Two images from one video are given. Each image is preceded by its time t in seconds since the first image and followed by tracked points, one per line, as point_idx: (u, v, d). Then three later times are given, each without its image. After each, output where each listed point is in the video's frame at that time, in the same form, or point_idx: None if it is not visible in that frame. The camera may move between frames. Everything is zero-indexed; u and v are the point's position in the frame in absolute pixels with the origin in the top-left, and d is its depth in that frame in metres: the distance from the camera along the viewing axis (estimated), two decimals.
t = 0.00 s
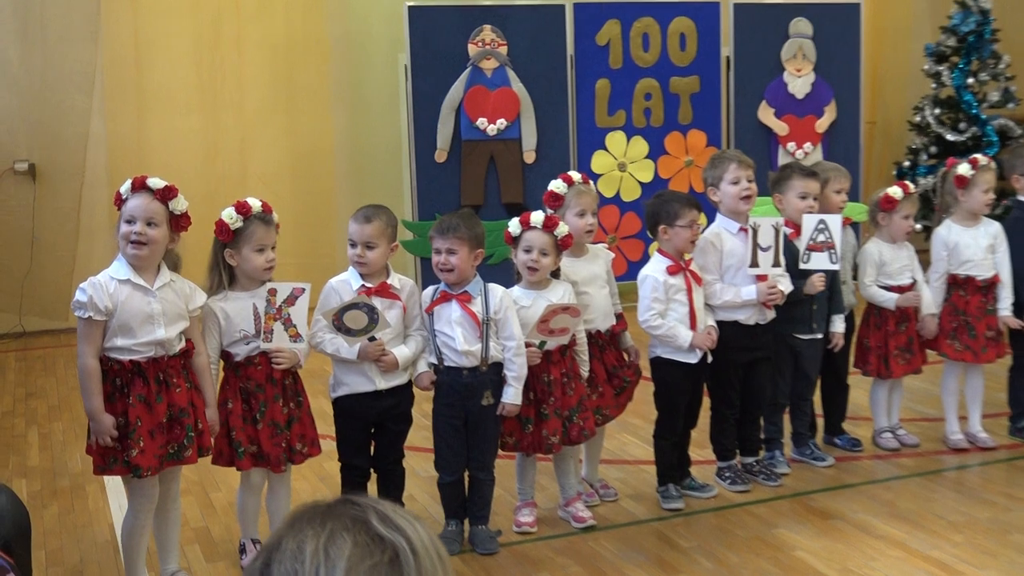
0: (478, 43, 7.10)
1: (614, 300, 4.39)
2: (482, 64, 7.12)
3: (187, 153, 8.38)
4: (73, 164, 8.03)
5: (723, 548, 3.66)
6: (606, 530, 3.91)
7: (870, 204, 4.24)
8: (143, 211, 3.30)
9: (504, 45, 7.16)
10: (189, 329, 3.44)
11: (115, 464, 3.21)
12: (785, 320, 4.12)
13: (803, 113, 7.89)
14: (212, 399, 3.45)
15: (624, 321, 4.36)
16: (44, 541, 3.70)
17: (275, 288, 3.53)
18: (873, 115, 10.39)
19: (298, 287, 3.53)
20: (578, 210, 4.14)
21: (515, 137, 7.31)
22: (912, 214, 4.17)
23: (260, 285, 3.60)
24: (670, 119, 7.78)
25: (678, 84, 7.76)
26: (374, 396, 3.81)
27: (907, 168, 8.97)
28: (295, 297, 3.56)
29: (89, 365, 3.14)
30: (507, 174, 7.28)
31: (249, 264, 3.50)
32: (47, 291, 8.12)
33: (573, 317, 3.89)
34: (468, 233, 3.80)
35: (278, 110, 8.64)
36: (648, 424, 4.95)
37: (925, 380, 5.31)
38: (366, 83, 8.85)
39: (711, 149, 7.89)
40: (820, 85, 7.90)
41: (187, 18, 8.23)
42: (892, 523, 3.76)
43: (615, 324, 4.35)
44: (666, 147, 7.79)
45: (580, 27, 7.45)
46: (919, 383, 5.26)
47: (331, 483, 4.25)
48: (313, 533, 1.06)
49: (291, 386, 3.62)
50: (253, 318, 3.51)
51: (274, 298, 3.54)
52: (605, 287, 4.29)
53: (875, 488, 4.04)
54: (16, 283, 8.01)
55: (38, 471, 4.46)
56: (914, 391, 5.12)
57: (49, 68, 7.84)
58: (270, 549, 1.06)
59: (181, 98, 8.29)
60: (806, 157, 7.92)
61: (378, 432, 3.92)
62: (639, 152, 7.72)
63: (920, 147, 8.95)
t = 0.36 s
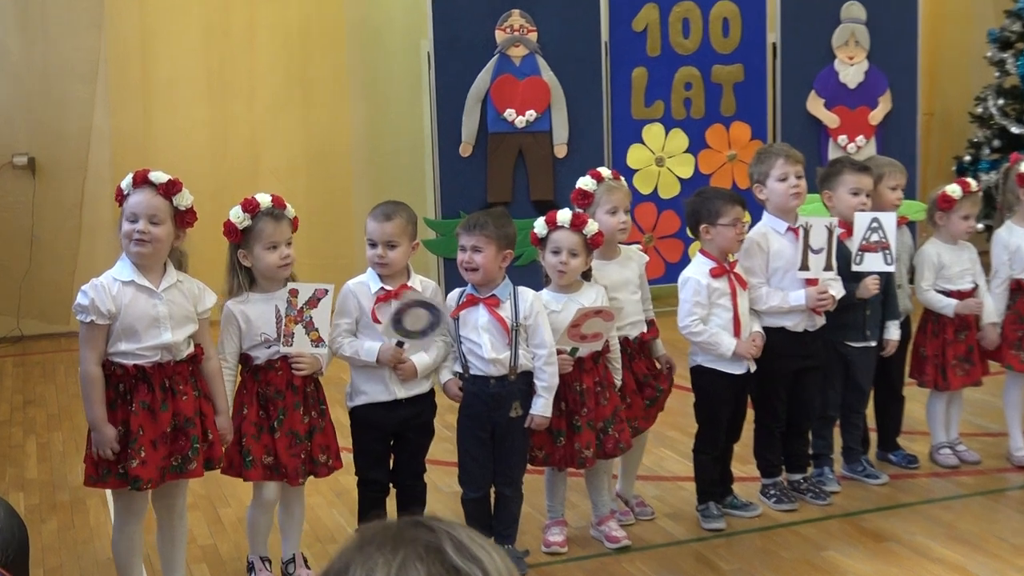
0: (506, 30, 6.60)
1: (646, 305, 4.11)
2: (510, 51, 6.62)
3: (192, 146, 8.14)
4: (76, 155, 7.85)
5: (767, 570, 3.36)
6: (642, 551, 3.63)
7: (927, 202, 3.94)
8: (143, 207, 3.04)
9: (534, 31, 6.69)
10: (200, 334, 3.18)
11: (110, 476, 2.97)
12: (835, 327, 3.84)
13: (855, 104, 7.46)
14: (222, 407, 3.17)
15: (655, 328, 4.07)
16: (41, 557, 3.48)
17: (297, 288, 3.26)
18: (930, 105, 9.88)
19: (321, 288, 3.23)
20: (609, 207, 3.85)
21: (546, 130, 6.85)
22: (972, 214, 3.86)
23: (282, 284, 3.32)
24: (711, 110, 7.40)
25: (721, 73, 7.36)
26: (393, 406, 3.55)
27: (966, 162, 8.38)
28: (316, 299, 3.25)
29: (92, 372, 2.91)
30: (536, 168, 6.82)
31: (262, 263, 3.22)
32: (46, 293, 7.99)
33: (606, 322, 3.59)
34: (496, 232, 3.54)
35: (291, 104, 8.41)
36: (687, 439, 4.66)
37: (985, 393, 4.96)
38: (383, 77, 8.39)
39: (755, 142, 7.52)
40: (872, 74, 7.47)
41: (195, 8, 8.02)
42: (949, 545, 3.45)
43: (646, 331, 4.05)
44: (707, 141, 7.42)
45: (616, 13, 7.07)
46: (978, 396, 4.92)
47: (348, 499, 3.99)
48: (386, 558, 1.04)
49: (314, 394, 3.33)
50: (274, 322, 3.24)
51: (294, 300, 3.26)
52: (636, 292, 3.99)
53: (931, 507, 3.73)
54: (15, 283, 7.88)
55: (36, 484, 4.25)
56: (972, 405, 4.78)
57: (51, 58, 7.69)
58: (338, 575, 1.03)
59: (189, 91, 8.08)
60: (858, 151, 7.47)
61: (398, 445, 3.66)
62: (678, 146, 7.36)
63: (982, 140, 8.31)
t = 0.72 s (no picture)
0: (524, 6, 6.25)
1: (674, 303, 3.87)
2: (528, 30, 6.28)
3: (190, 131, 7.89)
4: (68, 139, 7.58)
5: None
6: (667, 563, 3.39)
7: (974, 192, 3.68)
8: (143, 196, 2.82)
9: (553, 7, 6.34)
10: (201, 329, 2.94)
11: (106, 480, 2.75)
12: (874, 325, 3.58)
13: (897, 86, 7.09)
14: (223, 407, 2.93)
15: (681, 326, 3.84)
16: (26, 568, 3.27)
17: (285, 274, 2.97)
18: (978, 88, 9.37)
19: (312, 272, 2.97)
20: (635, 196, 3.63)
21: (566, 113, 6.50)
22: None
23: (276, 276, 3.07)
24: (742, 92, 7.08)
25: (753, 53, 7.04)
26: (404, 409, 3.30)
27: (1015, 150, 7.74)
28: (308, 284, 2.99)
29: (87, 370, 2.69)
30: (554, 153, 6.47)
31: (249, 255, 2.98)
32: (35, 290, 7.71)
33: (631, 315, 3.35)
34: (516, 224, 3.30)
35: (294, 87, 8.16)
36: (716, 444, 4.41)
37: None
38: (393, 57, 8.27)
39: (789, 128, 7.20)
40: (916, 54, 7.09)
41: None
42: (996, 560, 3.20)
43: (670, 330, 3.79)
44: (738, 126, 7.13)
45: None
46: None
47: (353, 507, 3.77)
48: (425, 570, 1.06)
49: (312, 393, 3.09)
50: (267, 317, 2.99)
51: (283, 287, 2.98)
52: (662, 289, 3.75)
53: (976, 518, 3.47)
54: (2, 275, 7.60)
55: (22, 489, 4.06)
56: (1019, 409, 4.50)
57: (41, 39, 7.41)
58: None
59: (187, 75, 7.84)
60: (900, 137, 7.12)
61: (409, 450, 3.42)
62: (707, 132, 7.07)
63: None
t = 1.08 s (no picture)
0: None
1: (683, 296, 3.83)
2: (532, 21, 6.26)
3: (191, 123, 7.87)
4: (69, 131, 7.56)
5: None
6: (670, 558, 3.38)
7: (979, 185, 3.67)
8: (142, 189, 2.80)
9: None
10: (202, 320, 2.91)
11: (112, 474, 2.73)
12: (880, 319, 3.54)
13: (904, 79, 7.07)
14: (224, 398, 2.91)
15: (692, 321, 3.80)
16: (29, 559, 3.26)
17: (287, 270, 3.02)
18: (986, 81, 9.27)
19: (315, 271, 3.02)
20: (645, 187, 3.62)
21: (570, 106, 6.45)
22: None
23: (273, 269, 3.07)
24: (748, 86, 7.02)
25: (759, 46, 6.98)
26: (406, 401, 3.31)
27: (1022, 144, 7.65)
28: (311, 283, 3.06)
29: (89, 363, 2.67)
30: (558, 145, 6.44)
31: (241, 244, 2.98)
32: (37, 281, 7.68)
33: (634, 306, 3.32)
34: (523, 216, 3.30)
35: (297, 82, 8.15)
36: (719, 438, 4.40)
37: None
38: (396, 51, 8.28)
39: (795, 120, 7.14)
40: (923, 46, 7.07)
41: None
42: (1001, 555, 3.18)
43: (679, 324, 3.76)
44: (744, 118, 7.06)
45: None
46: None
47: (355, 500, 3.76)
48: (347, 549, 0.94)
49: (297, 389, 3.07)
50: (260, 309, 2.99)
51: (284, 282, 3.03)
52: (670, 280, 3.71)
53: (981, 513, 3.46)
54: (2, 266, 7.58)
55: (24, 482, 4.05)
56: None
57: (42, 29, 7.37)
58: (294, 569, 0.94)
59: (189, 66, 7.81)
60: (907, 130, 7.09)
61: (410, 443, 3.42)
62: (711, 125, 7.02)
63: None
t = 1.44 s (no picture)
0: None
1: (669, 292, 3.86)
2: (515, 17, 6.29)
3: (175, 119, 7.84)
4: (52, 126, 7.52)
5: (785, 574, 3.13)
6: (652, 553, 3.40)
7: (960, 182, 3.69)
8: (120, 185, 2.80)
9: None
10: (182, 316, 2.92)
11: (89, 470, 2.73)
12: (860, 314, 3.56)
13: (887, 75, 7.06)
14: (203, 396, 2.91)
15: (677, 316, 3.83)
16: (8, 557, 3.26)
17: (262, 268, 3.02)
18: (969, 77, 9.26)
19: (291, 268, 3.02)
20: (635, 183, 3.58)
21: (553, 102, 6.47)
22: (1008, 193, 3.58)
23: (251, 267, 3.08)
24: (731, 82, 6.99)
25: (742, 42, 6.93)
26: (386, 397, 3.33)
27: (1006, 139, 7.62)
28: (285, 281, 3.05)
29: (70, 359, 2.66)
30: (541, 141, 6.48)
31: (224, 240, 2.99)
32: (21, 276, 7.66)
33: (619, 298, 3.37)
34: (504, 212, 3.31)
35: (280, 76, 8.10)
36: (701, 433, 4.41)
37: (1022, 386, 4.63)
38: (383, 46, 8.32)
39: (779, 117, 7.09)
40: (906, 42, 7.06)
41: None
42: (980, 549, 3.21)
43: (666, 318, 3.79)
44: (727, 113, 7.02)
45: None
46: (1014, 389, 4.59)
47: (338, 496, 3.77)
48: (208, 553, 1.02)
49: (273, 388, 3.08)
50: (239, 307, 3.01)
51: (258, 280, 3.02)
52: (657, 276, 3.73)
53: (962, 507, 3.48)
54: None
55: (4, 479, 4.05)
56: (1009, 398, 4.46)
57: (24, 25, 7.33)
58: None
59: (173, 61, 7.78)
60: (890, 126, 7.08)
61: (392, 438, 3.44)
62: (695, 120, 6.96)
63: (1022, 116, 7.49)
